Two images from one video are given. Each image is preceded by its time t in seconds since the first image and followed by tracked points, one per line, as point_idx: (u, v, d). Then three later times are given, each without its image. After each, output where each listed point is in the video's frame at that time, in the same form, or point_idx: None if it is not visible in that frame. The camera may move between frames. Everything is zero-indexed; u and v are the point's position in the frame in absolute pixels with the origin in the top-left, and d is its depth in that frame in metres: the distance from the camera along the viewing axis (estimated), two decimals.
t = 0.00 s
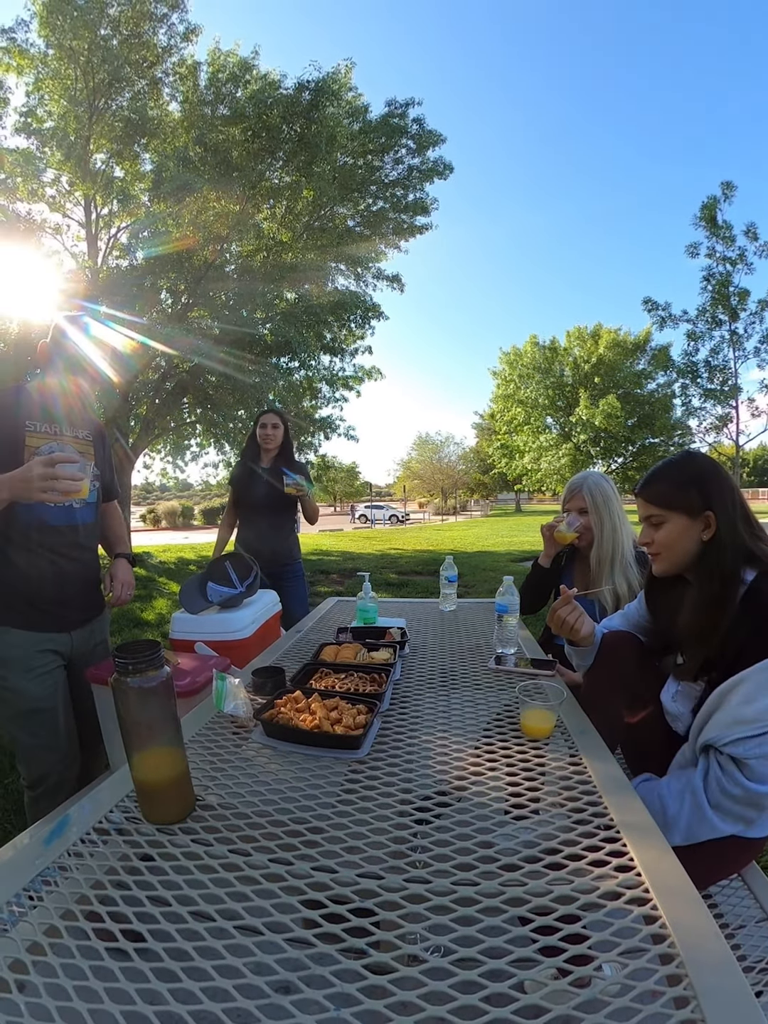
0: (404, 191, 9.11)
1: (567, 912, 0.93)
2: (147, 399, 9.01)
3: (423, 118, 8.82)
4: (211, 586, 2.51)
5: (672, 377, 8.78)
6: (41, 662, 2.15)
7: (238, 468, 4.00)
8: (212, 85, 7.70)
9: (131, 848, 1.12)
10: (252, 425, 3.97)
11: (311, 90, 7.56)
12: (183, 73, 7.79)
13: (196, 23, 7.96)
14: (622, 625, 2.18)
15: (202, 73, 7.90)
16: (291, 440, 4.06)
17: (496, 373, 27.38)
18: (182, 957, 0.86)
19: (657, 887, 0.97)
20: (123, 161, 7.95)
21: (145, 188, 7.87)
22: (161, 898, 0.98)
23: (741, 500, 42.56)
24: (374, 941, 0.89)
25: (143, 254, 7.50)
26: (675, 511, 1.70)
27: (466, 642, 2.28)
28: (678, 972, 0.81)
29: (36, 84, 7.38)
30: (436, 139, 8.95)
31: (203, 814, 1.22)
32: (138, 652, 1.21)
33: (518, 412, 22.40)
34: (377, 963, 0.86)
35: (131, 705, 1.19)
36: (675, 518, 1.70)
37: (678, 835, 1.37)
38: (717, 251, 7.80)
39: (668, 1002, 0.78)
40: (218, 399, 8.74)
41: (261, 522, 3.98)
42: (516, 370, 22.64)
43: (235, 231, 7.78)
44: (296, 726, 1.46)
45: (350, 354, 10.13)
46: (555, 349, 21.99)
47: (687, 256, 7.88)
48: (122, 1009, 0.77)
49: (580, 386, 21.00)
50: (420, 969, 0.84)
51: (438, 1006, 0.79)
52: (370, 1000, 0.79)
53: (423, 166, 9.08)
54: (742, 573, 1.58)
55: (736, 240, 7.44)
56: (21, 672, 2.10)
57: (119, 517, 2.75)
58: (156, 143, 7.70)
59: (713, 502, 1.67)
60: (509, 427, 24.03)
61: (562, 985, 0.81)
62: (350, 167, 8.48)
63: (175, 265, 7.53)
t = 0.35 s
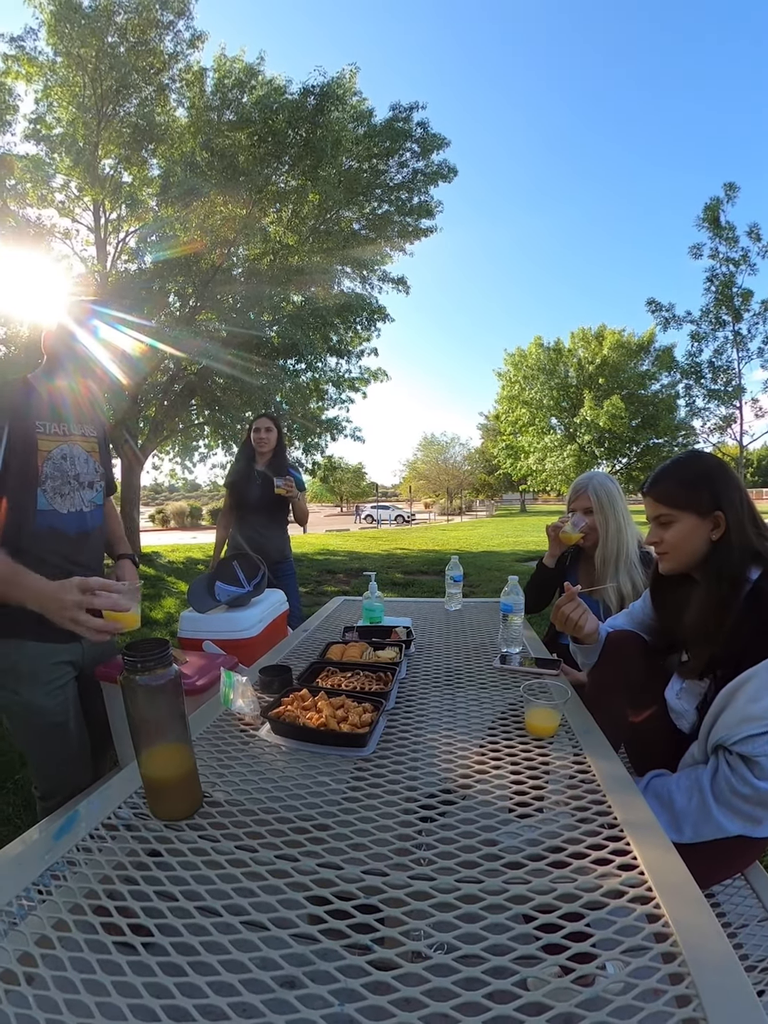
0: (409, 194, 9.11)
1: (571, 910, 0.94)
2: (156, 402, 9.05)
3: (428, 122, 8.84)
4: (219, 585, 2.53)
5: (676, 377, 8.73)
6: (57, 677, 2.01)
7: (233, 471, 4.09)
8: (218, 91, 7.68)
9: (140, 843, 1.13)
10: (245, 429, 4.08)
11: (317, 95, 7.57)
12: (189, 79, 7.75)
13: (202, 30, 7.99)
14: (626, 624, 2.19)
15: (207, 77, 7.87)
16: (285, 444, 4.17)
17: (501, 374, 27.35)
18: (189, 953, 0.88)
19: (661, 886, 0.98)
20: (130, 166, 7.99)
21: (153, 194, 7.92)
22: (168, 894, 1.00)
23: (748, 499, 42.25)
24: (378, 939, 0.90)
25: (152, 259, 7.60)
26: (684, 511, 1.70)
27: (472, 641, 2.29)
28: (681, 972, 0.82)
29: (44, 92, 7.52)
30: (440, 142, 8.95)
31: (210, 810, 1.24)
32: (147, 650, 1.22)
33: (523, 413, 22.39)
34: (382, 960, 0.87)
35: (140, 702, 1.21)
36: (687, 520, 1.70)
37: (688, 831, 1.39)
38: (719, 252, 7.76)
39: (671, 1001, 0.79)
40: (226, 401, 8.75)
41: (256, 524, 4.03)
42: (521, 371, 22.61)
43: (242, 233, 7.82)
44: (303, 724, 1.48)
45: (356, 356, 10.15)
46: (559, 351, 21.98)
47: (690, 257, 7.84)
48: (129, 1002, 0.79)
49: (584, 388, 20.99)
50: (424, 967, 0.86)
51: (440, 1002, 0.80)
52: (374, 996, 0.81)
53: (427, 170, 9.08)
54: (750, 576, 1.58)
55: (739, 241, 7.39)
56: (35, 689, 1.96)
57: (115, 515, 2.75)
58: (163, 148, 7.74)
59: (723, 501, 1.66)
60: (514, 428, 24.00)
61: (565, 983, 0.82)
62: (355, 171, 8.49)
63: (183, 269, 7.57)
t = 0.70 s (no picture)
0: (413, 198, 9.11)
1: (573, 908, 0.95)
2: (164, 404, 9.09)
3: (432, 125, 8.84)
4: (227, 584, 2.55)
5: (680, 378, 8.67)
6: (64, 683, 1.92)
7: (236, 473, 4.11)
8: (224, 96, 7.73)
9: (148, 839, 1.15)
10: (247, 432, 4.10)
11: (322, 99, 7.66)
12: (196, 85, 7.81)
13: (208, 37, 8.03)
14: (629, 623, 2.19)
15: (214, 84, 7.94)
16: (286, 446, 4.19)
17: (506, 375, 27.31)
18: (196, 946, 0.90)
19: (663, 885, 0.99)
20: (138, 172, 8.04)
21: (160, 199, 7.97)
22: (176, 889, 1.02)
23: (755, 497, 41.93)
24: (383, 935, 0.92)
25: (160, 262, 7.69)
26: (683, 503, 1.71)
27: (477, 640, 2.30)
28: (683, 970, 0.83)
29: (53, 99, 7.49)
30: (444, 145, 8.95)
31: (217, 807, 1.26)
32: (156, 649, 1.24)
33: (526, 414, 22.37)
34: (386, 955, 0.88)
35: (148, 699, 1.23)
36: (686, 512, 1.72)
37: (692, 826, 1.40)
38: (723, 253, 7.70)
39: (672, 998, 0.80)
40: (234, 403, 8.77)
41: (261, 523, 4.06)
42: (525, 372, 22.56)
43: (248, 237, 7.85)
44: (309, 722, 1.49)
45: (362, 358, 10.16)
46: (563, 352, 21.95)
47: (693, 258, 7.79)
48: (136, 996, 0.81)
49: (589, 388, 20.92)
50: (428, 962, 0.87)
51: (443, 998, 0.81)
52: (378, 992, 0.82)
53: (431, 173, 9.07)
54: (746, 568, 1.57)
55: (742, 243, 7.34)
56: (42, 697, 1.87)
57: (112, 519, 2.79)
58: (171, 153, 7.78)
59: (722, 494, 1.67)
60: (518, 428, 23.96)
61: (567, 980, 0.83)
62: (360, 175, 8.51)
63: (190, 273, 7.62)
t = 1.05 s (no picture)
0: (417, 200, 9.12)
1: (574, 907, 0.96)
2: (170, 405, 9.11)
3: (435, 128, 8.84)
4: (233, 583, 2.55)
5: (683, 379, 8.63)
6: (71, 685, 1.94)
7: (242, 473, 4.12)
8: (229, 101, 7.75)
9: (154, 836, 1.17)
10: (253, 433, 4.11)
11: (326, 104, 7.67)
12: (201, 89, 7.85)
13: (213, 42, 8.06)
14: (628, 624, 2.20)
15: (219, 89, 7.98)
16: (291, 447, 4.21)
17: (510, 376, 27.29)
18: (202, 941, 0.91)
19: (665, 884, 1.00)
20: (144, 176, 8.08)
21: (166, 202, 8.01)
22: (182, 885, 1.03)
23: (758, 497, 41.72)
24: (386, 931, 0.93)
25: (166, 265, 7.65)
26: (671, 497, 1.73)
27: (482, 640, 2.31)
28: (684, 969, 0.84)
29: (60, 104, 7.53)
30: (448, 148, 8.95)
31: (222, 804, 1.27)
32: (161, 648, 1.25)
33: (529, 414, 22.39)
34: (389, 952, 0.89)
35: (154, 698, 1.24)
36: (673, 505, 1.73)
37: (686, 812, 1.41)
38: (725, 254, 7.66)
39: (674, 997, 0.80)
40: (239, 405, 8.78)
41: (268, 523, 4.08)
42: (529, 372, 22.52)
43: (254, 240, 7.88)
44: (314, 720, 1.51)
45: (367, 359, 10.18)
46: (567, 353, 21.92)
47: (696, 259, 7.75)
48: (141, 990, 0.82)
49: (592, 389, 20.87)
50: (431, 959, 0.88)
51: (446, 994, 0.82)
52: (381, 988, 0.83)
53: (435, 176, 9.09)
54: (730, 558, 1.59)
55: (744, 244, 7.31)
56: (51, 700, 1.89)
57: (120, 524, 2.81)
58: (176, 157, 7.80)
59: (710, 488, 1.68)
60: (522, 429, 23.94)
61: (568, 978, 0.84)
62: (365, 178, 8.53)
63: (196, 276, 7.66)
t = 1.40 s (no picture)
0: (420, 203, 9.13)
1: (576, 905, 0.96)
2: (177, 406, 9.10)
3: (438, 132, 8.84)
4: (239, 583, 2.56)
5: (685, 380, 8.59)
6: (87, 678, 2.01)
7: (247, 473, 4.14)
8: (233, 106, 7.78)
9: (159, 833, 1.19)
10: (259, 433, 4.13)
11: (330, 107, 7.68)
12: (206, 94, 7.89)
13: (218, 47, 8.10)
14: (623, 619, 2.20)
15: (224, 95, 8.02)
16: (296, 447, 4.22)
17: (514, 377, 27.26)
18: (206, 938, 0.92)
19: (667, 882, 1.01)
20: (151, 180, 8.11)
21: (172, 206, 8.05)
22: (186, 882, 1.05)
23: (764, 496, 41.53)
24: (389, 929, 0.94)
25: (172, 268, 7.70)
26: (660, 495, 1.72)
27: (485, 639, 2.32)
28: (685, 968, 0.84)
29: (67, 110, 7.57)
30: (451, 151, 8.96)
31: (227, 801, 1.29)
32: (167, 646, 1.26)
33: (533, 415, 22.38)
34: (392, 950, 0.90)
35: (159, 697, 1.25)
36: (663, 502, 1.72)
37: (645, 740, 1.35)
38: (728, 255, 7.62)
39: (675, 995, 0.81)
40: (245, 406, 8.82)
41: (274, 523, 4.10)
42: (532, 373, 22.51)
43: (259, 243, 7.91)
44: (318, 719, 1.52)
45: (371, 361, 10.20)
46: (570, 353, 21.89)
47: (698, 260, 7.72)
48: (146, 986, 0.83)
49: (595, 390, 20.83)
50: (434, 956, 0.89)
51: (448, 992, 0.84)
52: (384, 986, 0.84)
53: (438, 179, 9.10)
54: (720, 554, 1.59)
55: (746, 245, 7.27)
56: (67, 689, 1.97)
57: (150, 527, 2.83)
58: (182, 162, 7.83)
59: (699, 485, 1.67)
60: (526, 429, 23.93)
61: (570, 976, 0.84)
62: (368, 181, 8.55)
63: (202, 278, 7.68)
